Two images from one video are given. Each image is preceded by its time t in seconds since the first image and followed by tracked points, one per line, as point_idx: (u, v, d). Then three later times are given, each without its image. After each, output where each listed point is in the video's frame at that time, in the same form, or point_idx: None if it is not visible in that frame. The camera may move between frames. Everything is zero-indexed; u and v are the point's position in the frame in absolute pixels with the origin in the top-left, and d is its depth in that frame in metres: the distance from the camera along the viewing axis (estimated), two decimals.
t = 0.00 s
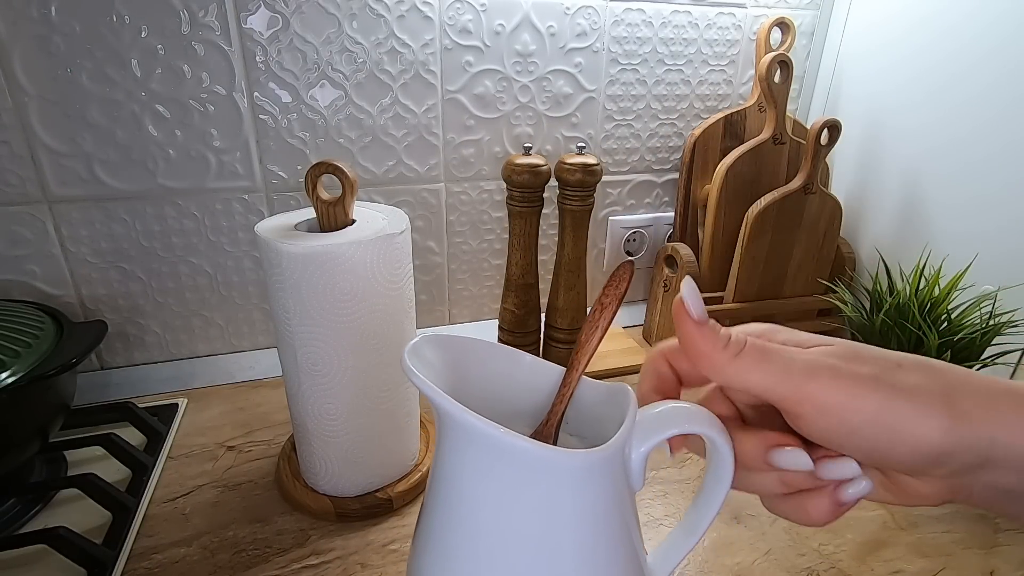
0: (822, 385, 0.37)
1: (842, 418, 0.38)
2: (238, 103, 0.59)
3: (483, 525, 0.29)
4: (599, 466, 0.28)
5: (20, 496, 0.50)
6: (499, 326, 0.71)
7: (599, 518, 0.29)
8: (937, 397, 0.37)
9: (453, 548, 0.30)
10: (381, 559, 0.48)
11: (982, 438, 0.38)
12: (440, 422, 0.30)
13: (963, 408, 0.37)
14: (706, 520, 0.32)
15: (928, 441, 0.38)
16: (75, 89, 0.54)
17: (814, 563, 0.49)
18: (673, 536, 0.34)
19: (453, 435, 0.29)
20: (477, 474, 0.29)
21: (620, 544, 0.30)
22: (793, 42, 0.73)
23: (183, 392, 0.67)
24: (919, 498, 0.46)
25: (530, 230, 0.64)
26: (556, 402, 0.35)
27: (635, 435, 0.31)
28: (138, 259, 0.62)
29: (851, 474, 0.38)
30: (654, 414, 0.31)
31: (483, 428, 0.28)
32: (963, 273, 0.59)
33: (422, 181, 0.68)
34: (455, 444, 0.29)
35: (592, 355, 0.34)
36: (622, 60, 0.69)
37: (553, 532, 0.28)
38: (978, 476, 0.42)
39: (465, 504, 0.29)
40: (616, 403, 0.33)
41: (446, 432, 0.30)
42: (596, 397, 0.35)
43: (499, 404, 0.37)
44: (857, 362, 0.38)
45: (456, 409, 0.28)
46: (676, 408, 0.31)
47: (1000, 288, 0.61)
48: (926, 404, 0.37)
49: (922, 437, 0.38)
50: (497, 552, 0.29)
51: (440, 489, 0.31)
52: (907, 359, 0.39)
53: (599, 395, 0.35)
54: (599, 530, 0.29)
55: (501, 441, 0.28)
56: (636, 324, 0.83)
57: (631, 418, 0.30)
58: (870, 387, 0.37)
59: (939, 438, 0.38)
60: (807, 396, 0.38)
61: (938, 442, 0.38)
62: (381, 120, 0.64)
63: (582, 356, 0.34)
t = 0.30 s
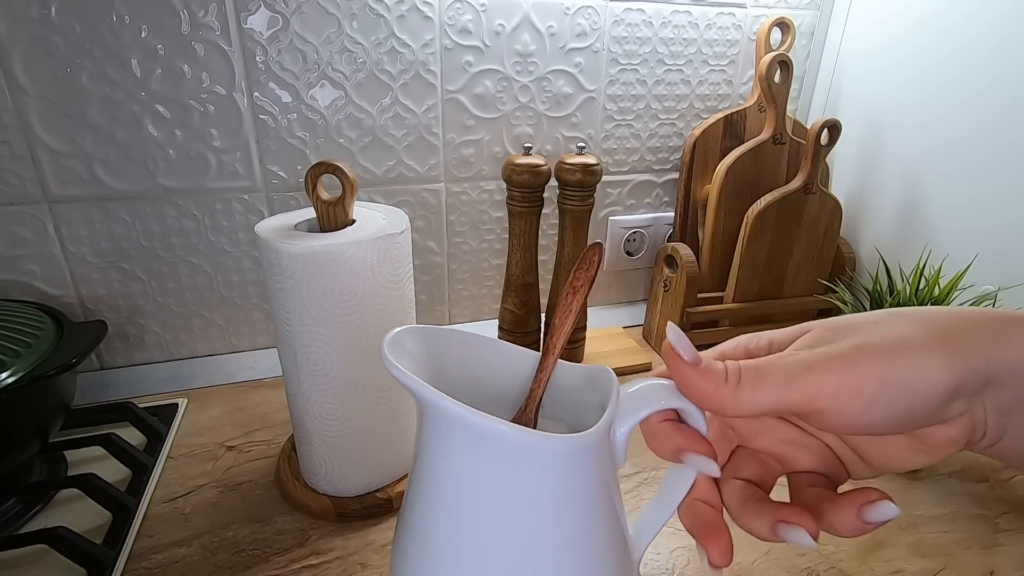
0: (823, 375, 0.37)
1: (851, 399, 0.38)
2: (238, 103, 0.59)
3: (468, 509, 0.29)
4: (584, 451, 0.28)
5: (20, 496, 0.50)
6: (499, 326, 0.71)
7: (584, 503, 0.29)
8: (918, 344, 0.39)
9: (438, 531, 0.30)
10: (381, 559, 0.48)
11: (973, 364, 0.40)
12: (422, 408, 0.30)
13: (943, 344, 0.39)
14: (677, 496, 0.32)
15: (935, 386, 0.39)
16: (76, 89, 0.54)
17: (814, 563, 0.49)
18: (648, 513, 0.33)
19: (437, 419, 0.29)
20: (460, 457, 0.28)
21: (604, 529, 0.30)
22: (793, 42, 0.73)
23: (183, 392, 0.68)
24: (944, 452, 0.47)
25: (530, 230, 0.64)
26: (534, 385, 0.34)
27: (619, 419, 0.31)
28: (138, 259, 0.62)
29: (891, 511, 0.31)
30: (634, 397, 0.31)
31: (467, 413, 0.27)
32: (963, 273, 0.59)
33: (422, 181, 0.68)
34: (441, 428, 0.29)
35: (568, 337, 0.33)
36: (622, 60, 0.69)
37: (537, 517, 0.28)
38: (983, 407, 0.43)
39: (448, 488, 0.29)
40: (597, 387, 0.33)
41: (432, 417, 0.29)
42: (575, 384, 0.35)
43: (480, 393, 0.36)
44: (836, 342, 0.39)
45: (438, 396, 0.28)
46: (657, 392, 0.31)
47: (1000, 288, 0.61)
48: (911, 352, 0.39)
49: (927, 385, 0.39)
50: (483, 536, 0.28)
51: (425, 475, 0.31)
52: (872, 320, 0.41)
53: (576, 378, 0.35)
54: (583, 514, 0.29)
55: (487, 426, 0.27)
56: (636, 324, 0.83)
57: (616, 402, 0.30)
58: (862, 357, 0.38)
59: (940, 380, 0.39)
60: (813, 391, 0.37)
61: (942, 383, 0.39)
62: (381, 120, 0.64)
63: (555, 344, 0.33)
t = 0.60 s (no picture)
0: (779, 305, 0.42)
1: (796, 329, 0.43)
2: (238, 104, 0.59)
3: (456, 403, 0.30)
4: (565, 342, 0.30)
5: (20, 496, 0.50)
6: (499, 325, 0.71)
7: (565, 395, 0.31)
8: (875, 296, 0.42)
9: (430, 428, 0.31)
10: (381, 559, 0.48)
11: (923, 324, 0.43)
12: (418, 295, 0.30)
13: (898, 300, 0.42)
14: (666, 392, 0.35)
15: (881, 333, 0.43)
16: (76, 89, 0.54)
17: (814, 563, 0.49)
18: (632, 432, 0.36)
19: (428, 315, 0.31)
20: (450, 351, 0.30)
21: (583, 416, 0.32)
22: (792, 41, 0.73)
23: (183, 392, 0.68)
24: (889, 415, 0.49)
25: (530, 230, 0.64)
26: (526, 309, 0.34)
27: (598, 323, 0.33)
28: (138, 259, 0.62)
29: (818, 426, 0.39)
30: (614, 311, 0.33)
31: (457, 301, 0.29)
32: (964, 273, 0.59)
33: (422, 181, 0.68)
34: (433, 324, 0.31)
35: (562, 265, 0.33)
36: (622, 60, 0.69)
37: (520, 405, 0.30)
38: (928, 368, 0.46)
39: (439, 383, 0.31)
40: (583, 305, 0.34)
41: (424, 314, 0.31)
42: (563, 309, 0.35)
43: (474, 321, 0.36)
44: (801, 283, 0.43)
45: (437, 280, 0.29)
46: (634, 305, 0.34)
47: (1000, 288, 0.61)
48: (866, 302, 0.42)
49: (874, 332, 0.43)
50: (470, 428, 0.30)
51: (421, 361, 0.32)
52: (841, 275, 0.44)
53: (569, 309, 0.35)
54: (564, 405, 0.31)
55: (475, 315, 0.29)
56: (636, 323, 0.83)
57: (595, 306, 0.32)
58: (819, 298, 0.42)
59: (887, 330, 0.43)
60: (766, 318, 0.42)
61: (889, 332, 0.43)
62: (381, 120, 0.64)
63: (548, 270, 0.33)
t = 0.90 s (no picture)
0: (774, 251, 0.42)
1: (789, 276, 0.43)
2: (238, 103, 0.59)
3: (461, 328, 0.30)
4: (568, 273, 0.30)
5: (20, 496, 0.50)
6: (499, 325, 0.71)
7: (565, 325, 0.31)
8: (868, 250, 0.42)
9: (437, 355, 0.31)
10: (381, 559, 0.48)
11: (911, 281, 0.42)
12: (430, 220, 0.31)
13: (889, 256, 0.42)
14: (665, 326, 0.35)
15: (870, 286, 0.43)
16: (76, 89, 0.54)
17: (814, 563, 0.49)
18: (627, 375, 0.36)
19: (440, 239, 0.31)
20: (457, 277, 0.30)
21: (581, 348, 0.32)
22: (792, 41, 0.73)
23: (183, 392, 0.68)
24: (872, 374, 0.49)
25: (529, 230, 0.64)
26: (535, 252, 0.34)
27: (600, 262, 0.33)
28: (138, 259, 0.62)
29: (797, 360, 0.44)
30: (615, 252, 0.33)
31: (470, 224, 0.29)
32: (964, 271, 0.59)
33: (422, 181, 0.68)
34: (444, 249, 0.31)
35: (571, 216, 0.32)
36: (622, 60, 0.69)
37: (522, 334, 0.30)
38: (913, 329, 0.46)
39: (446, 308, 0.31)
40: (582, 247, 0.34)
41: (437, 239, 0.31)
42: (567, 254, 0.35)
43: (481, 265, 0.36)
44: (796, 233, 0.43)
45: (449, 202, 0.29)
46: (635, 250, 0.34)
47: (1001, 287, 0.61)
48: (858, 254, 0.42)
49: (863, 284, 0.43)
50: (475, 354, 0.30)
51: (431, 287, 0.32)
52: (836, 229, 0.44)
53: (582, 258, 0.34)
54: (565, 336, 0.31)
55: (484, 238, 0.29)
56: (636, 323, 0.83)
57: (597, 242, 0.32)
58: (814, 246, 0.42)
59: (876, 284, 0.43)
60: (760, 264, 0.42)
61: (877, 286, 0.43)
62: (381, 120, 0.64)
63: (558, 218, 0.32)
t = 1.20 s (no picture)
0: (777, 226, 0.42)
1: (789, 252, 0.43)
2: (238, 104, 0.59)
3: (476, 315, 0.30)
4: (579, 258, 0.30)
5: (20, 496, 0.50)
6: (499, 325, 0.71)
7: (577, 311, 0.31)
8: (867, 229, 0.43)
9: (451, 343, 0.31)
10: (380, 559, 0.48)
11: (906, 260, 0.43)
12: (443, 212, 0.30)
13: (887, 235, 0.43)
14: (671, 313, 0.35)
15: (869, 264, 0.43)
16: (75, 90, 0.54)
17: (814, 563, 0.49)
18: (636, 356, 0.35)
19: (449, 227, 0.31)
20: (471, 263, 0.30)
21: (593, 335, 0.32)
22: (793, 41, 0.73)
23: (183, 392, 0.68)
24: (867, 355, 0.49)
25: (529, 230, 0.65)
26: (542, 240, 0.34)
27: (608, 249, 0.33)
28: (139, 259, 0.62)
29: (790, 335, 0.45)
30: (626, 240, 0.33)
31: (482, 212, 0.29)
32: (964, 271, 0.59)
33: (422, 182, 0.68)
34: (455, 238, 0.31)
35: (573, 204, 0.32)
36: (622, 60, 0.69)
37: (536, 318, 0.30)
38: (907, 310, 0.46)
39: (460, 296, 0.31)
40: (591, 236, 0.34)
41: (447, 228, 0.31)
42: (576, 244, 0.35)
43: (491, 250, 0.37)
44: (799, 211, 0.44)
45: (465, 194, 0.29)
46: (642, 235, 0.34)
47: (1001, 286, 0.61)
48: (857, 232, 0.43)
49: (862, 262, 0.43)
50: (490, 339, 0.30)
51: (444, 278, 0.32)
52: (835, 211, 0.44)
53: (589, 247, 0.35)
54: (578, 321, 0.31)
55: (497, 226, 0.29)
56: (636, 323, 0.83)
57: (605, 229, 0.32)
58: (816, 224, 0.42)
59: (875, 263, 0.43)
60: (761, 241, 0.42)
61: (875, 264, 0.43)
62: (381, 120, 0.64)
63: (562, 205, 0.32)
